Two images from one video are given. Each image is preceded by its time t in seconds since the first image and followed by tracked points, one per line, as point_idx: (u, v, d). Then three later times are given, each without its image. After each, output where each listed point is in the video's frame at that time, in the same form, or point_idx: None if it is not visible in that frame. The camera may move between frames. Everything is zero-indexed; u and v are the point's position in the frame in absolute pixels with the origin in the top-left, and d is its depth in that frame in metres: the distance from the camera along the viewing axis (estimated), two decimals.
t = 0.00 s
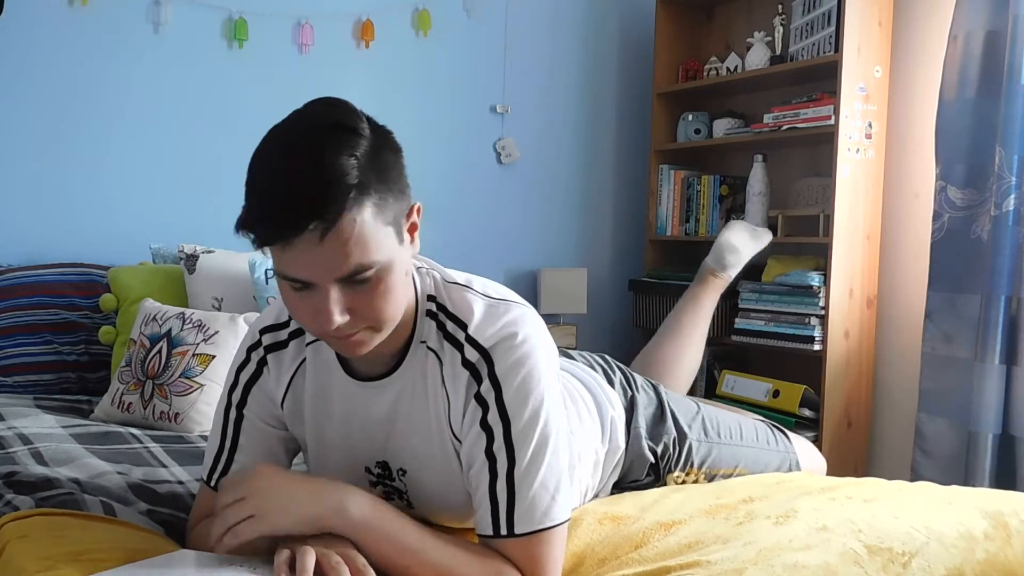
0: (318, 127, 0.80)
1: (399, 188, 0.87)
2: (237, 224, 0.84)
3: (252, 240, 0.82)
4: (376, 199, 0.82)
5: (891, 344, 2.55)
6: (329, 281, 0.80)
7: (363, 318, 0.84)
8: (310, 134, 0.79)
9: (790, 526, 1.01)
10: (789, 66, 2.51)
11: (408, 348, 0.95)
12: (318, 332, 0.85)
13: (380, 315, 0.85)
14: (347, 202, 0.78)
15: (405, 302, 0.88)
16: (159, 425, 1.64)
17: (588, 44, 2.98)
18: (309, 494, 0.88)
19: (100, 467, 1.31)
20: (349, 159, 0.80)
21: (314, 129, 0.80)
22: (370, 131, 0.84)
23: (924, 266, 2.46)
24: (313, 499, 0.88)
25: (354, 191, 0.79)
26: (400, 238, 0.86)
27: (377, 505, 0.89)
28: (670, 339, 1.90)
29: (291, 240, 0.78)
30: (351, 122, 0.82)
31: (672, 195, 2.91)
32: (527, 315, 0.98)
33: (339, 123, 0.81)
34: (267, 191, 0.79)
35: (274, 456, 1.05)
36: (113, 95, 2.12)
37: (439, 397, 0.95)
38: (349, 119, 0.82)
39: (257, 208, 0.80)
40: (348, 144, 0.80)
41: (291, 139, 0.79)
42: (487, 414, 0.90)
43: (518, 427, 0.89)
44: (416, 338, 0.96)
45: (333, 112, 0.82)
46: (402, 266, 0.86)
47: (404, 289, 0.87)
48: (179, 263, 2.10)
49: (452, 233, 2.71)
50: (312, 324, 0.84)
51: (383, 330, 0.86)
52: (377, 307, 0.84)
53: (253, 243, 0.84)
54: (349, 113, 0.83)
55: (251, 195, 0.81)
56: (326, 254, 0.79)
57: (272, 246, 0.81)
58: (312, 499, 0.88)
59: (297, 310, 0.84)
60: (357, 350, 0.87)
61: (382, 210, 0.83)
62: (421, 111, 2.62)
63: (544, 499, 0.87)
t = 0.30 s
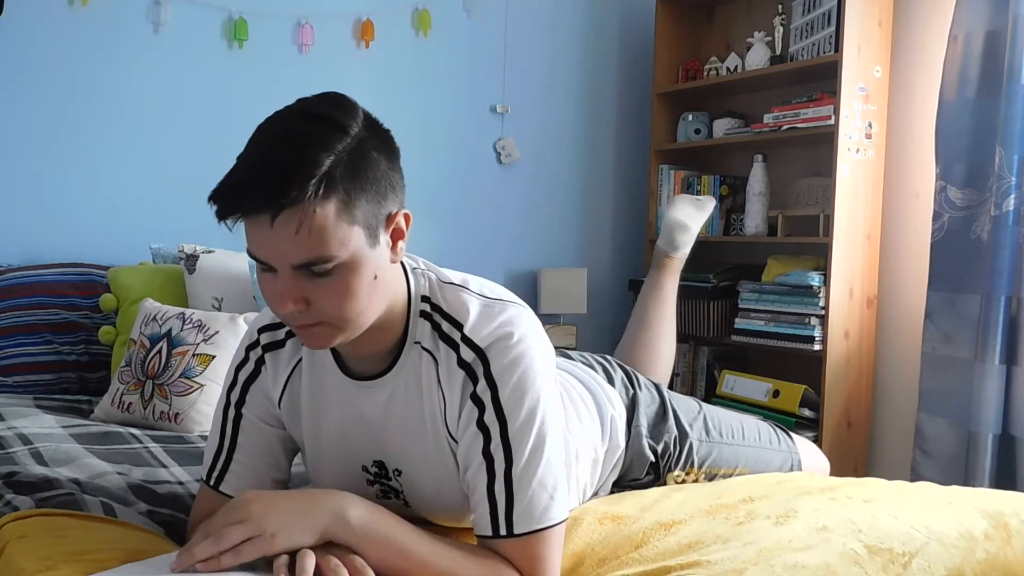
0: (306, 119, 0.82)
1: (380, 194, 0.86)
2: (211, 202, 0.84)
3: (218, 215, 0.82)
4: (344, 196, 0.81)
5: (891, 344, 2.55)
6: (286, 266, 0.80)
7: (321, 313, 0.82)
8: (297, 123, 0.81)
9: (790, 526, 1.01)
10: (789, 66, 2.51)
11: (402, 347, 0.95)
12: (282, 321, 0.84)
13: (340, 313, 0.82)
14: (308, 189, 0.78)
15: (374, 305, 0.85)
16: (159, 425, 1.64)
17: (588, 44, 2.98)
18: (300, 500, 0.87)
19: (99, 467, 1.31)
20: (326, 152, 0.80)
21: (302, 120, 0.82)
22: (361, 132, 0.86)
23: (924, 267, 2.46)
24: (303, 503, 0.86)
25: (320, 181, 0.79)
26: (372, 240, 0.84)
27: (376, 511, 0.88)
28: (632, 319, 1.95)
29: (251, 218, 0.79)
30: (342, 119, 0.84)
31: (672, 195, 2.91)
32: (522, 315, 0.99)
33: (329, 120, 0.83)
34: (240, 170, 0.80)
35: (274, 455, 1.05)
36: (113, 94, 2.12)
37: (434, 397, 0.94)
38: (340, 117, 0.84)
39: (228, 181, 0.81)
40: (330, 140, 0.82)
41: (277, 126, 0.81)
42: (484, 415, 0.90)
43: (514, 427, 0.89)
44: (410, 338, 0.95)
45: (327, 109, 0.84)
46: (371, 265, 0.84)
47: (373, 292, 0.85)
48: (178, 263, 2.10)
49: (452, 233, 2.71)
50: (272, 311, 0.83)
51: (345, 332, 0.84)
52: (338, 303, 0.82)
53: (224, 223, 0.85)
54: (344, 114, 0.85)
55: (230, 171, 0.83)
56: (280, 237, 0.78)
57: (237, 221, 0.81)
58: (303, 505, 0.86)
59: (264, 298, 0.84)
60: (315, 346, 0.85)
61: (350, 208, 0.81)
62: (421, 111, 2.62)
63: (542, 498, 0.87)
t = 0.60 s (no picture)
0: (309, 120, 0.82)
1: (383, 195, 0.86)
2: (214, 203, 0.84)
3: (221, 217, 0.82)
4: (348, 198, 0.81)
5: (891, 344, 2.55)
6: (290, 267, 0.80)
7: (324, 313, 0.82)
8: (301, 124, 0.81)
9: (790, 526, 1.01)
10: (789, 67, 2.51)
11: (403, 347, 0.95)
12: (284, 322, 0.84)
13: (344, 314, 0.82)
14: (313, 192, 0.78)
15: (377, 306, 0.85)
16: (159, 425, 1.64)
17: (588, 44, 2.98)
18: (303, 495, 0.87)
19: (100, 467, 1.31)
20: (330, 153, 0.80)
21: (306, 120, 0.82)
22: (363, 132, 0.86)
23: (924, 267, 2.46)
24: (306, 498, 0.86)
25: (324, 184, 0.79)
26: (375, 241, 0.85)
27: (378, 507, 0.88)
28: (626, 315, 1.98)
29: (255, 218, 0.79)
30: (344, 120, 0.84)
31: (672, 195, 2.91)
32: (523, 316, 0.99)
33: (334, 121, 0.83)
34: (244, 170, 0.80)
35: (275, 454, 1.05)
36: (114, 94, 2.12)
37: (434, 397, 0.94)
38: (343, 117, 0.84)
39: (231, 184, 0.81)
40: (334, 141, 0.82)
41: (281, 126, 0.81)
42: (484, 415, 0.90)
43: (515, 427, 0.89)
44: (411, 338, 0.95)
45: (331, 110, 0.84)
46: (373, 266, 0.84)
47: (376, 294, 0.85)
48: (178, 263, 2.10)
49: (452, 234, 2.71)
50: (275, 310, 0.83)
51: (348, 331, 0.84)
52: (341, 304, 0.82)
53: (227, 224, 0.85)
54: (348, 115, 0.85)
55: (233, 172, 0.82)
56: (283, 240, 0.78)
57: (241, 224, 0.81)
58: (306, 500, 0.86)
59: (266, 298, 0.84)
60: (318, 346, 0.84)
61: (354, 209, 0.81)
62: (421, 111, 2.62)
63: (543, 497, 0.87)
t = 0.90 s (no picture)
0: (312, 117, 0.82)
1: (384, 190, 0.87)
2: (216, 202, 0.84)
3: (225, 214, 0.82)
4: (352, 194, 0.81)
5: (891, 344, 2.55)
6: (296, 263, 0.79)
7: (330, 308, 0.82)
8: (302, 121, 0.81)
9: (790, 526, 1.01)
10: (789, 67, 2.51)
11: (404, 343, 0.97)
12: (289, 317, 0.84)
13: (349, 308, 0.83)
14: (318, 186, 0.78)
15: (381, 300, 0.87)
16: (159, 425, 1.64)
17: (588, 44, 2.98)
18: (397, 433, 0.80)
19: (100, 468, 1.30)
20: (332, 148, 0.81)
21: (306, 118, 0.82)
22: (363, 129, 0.86)
23: (924, 267, 2.46)
24: (401, 436, 0.79)
25: (328, 178, 0.79)
26: (378, 235, 0.85)
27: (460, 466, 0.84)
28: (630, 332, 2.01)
29: (259, 215, 0.78)
30: (346, 117, 0.84)
31: (672, 195, 2.91)
32: (523, 314, 0.98)
33: (334, 117, 0.83)
34: (247, 169, 0.80)
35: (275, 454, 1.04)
36: (114, 95, 2.12)
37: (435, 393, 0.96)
38: (344, 115, 0.84)
39: (234, 182, 0.81)
40: (336, 136, 0.82)
41: (282, 124, 0.81)
42: (488, 414, 0.89)
43: (518, 426, 0.88)
44: (413, 334, 0.97)
45: (329, 106, 0.84)
46: (377, 261, 0.85)
47: (381, 287, 0.86)
48: (179, 263, 2.10)
49: (452, 234, 2.71)
50: (280, 306, 0.83)
51: (353, 326, 0.85)
52: (346, 297, 0.82)
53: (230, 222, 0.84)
54: (346, 110, 0.85)
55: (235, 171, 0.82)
56: (289, 235, 0.78)
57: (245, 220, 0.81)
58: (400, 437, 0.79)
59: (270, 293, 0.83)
60: (324, 340, 0.85)
61: (358, 205, 0.82)
62: (421, 111, 2.62)
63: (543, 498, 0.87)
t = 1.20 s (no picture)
0: (321, 111, 0.83)
1: (396, 181, 0.87)
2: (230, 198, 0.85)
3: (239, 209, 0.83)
4: (364, 184, 0.81)
5: (891, 344, 2.55)
6: (309, 255, 0.79)
7: (343, 299, 0.82)
8: (313, 115, 0.82)
9: (790, 525, 1.01)
10: (789, 66, 2.51)
11: (413, 342, 0.97)
12: (302, 311, 0.83)
13: (361, 299, 0.82)
14: (329, 176, 0.78)
15: (392, 293, 0.86)
16: (159, 425, 1.64)
17: (588, 44, 2.99)
18: (413, 418, 0.83)
19: (100, 467, 1.30)
20: (342, 139, 0.81)
21: (315, 112, 0.82)
22: (373, 122, 0.87)
23: (924, 267, 2.46)
24: (415, 418, 0.83)
25: (339, 167, 0.79)
26: (390, 227, 0.85)
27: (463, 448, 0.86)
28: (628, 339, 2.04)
29: (271, 207, 0.79)
30: (355, 110, 0.85)
31: (672, 195, 2.91)
32: (531, 315, 0.98)
33: (342, 111, 0.84)
34: (258, 162, 0.80)
35: (276, 454, 1.03)
36: (114, 95, 2.12)
37: (444, 391, 0.95)
38: (353, 108, 0.85)
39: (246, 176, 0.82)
40: (344, 129, 0.82)
41: (292, 119, 0.82)
42: (497, 411, 0.90)
43: (528, 425, 0.88)
44: (422, 332, 0.96)
45: (338, 102, 0.85)
46: (388, 252, 0.84)
47: (393, 279, 0.85)
48: (179, 263, 2.10)
49: (452, 234, 2.71)
50: (293, 301, 0.82)
51: (366, 318, 0.84)
52: (358, 288, 0.82)
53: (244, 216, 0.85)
54: (354, 105, 0.86)
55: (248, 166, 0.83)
56: (302, 225, 0.78)
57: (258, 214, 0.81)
58: (413, 420, 0.83)
59: (283, 288, 0.83)
60: (339, 333, 0.85)
61: (369, 194, 0.82)
62: (422, 112, 2.62)
63: (552, 495, 0.88)
